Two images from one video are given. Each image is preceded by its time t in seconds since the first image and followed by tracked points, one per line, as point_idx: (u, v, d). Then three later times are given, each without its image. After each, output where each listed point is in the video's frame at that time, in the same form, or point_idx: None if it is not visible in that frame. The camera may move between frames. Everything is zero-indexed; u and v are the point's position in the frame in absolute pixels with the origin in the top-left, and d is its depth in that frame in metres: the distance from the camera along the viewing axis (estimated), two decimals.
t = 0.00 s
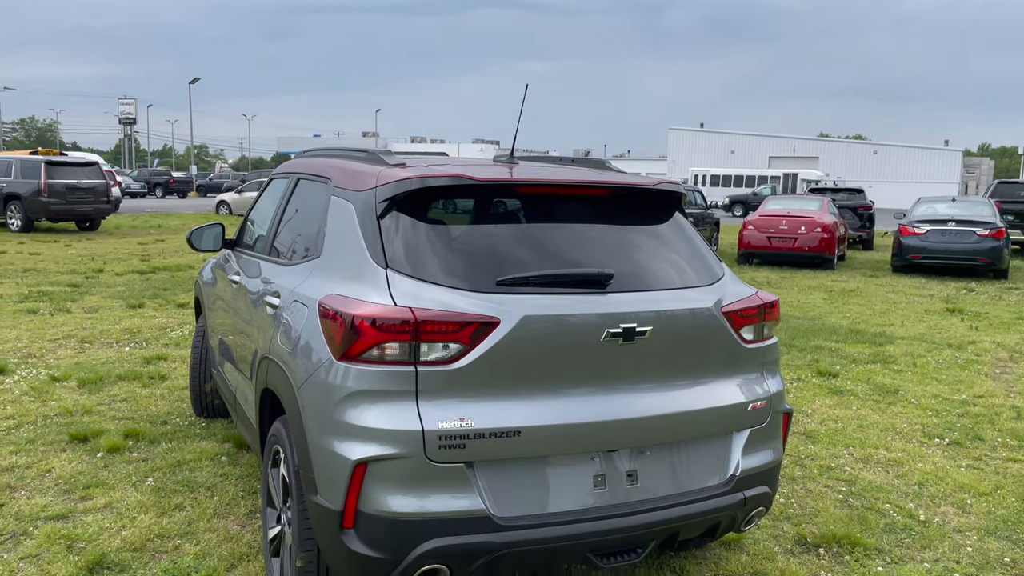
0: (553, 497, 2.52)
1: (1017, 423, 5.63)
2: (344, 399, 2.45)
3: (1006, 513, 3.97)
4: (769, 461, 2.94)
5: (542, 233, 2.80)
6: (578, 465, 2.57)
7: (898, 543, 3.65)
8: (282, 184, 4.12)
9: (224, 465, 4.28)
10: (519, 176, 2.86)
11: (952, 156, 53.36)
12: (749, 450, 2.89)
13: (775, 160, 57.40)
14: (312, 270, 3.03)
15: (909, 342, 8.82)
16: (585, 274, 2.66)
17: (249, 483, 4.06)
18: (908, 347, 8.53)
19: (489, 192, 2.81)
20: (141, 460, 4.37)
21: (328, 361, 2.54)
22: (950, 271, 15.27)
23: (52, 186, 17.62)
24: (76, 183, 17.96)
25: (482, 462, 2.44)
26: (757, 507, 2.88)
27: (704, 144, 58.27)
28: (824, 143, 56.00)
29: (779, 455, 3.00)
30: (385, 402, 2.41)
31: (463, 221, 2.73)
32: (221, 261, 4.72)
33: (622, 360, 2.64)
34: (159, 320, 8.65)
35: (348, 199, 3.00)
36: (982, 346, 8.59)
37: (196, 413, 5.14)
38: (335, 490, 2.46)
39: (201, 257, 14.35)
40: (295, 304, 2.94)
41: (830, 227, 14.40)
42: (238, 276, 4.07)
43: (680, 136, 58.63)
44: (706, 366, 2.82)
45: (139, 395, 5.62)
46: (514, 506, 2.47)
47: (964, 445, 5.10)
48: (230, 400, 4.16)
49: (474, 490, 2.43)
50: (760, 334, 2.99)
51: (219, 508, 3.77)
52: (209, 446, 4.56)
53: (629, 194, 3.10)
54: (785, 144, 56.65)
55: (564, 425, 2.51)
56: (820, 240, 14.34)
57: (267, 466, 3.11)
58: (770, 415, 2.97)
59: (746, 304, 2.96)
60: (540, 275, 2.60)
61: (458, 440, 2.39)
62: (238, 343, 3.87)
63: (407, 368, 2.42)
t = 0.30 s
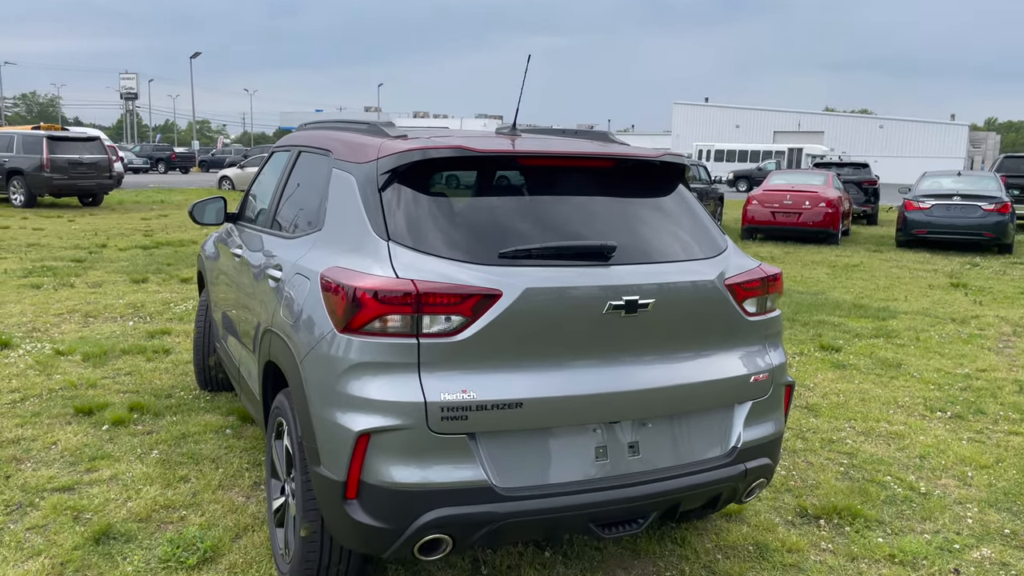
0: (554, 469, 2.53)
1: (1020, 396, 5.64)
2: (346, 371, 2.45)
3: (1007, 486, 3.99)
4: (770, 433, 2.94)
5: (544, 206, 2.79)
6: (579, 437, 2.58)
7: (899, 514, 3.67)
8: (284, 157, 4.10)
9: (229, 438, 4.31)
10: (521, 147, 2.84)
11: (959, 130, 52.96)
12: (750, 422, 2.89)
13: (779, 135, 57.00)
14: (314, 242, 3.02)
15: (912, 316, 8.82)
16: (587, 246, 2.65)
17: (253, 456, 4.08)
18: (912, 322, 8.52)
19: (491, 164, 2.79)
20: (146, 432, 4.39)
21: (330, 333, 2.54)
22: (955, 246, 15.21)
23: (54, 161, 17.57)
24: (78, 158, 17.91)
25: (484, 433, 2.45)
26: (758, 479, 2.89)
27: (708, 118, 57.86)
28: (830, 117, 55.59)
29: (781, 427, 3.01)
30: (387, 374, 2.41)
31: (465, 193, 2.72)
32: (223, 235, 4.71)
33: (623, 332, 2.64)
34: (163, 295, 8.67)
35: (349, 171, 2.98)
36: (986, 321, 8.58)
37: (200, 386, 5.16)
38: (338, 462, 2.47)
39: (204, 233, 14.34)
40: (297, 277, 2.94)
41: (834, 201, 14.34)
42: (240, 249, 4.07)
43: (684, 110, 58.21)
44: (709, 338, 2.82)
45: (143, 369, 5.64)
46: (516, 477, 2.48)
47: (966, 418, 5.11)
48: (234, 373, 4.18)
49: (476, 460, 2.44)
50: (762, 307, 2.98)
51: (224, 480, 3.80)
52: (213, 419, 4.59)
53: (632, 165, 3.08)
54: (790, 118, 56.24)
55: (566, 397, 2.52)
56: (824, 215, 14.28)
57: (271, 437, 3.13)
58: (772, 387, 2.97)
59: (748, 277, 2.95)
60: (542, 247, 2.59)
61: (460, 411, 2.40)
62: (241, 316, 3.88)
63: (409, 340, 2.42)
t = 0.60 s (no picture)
0: (554, 444, 2.52)
1: (1020, 370, 5.63)
2: (344, 346, 2.43)
3: (1007, 459, 3.99)
4: (770, 407, 2.93)
5: (544, 179, 2.75)
6: (578, 412, 2.56)
7: (899, 488, 3.67)
8: (280, 131, 4.05)
9: (228, 414, 4.31)
10: (520, 120, 2.79)
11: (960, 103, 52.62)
12: (751, 396, 2.88)
13: (780, 109, 56.63)
14: (311, 217, 2.99)
15: (913, 291, 8.79)
16: (587, 220, 2.62)
17: (252, 431, 4.08)
18: (912, 296, 8.50)
19: (489, 136, 2.75)
20: (145, 408, 4.39)
21: (327, 309, 2.52)
22: (956, 220, 15.16)
23: (50, 137, 17.43)
24: (74, 135, 17.77)
25: (483, 409, 2.43)
26: (758, 453, 2.88)
27: (709, 92, 57.44)
28: (831, 91, 55.20)
29: (781, 401, 3.00)
30: (386, 349, 2.39)
31: (463, 167, 2.68)
32: (220, 210, 4.68)
33: (624, 306, 2.62)
34: (161, 271, 8.63)
35: (346, 144, 2.94)
36: (986, 295, 8.56)
37: (199, 363, 5.15)
38: (337, 437, 2.46)
39: (202, 209, 14.26)
40: (294, 252, 2.91)
41: (835, 176, 14.26)
42: (237, 225, 4.03)
43: (684, 84, 57.77)
44: (710, 312, 2.80)
45: (142, 345, 5.63)
46: (516, 452, 2.47)
47: (966, 392, 5.11)
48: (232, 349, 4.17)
49: (475, 436, 2.43)
50: (764, 282, 2.95)
51: (223, 456, 3.79)
52: (212, 395, 4.59)
53: (633, 138, 3.04)
54: (791, 92, 55.85)
55: (566, 372, 2.50)
56: (824, 189, 14.21)
57: (269, 414, 3.12)
58: (773, 361, 2.95)
59: (750, 251, 2.92)
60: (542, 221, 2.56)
61: (459, 386, 2.38)
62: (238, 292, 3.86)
63: (408, 316, 2.39)
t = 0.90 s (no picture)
0: (553, 427, 2.50)
1: (1016, 350, 5.63)
2: (340, 329, 2.39)
3: (1005, 439, 3.99)
4: (771, 389, 2.91)
5: (542, 159, 2.71)
6: (578, 394, 2.54)
7: (897, 469, 3.66)
8: (273, 110, 3.98)
9: (223, 397, 4.27)
10: (517, 98, 2.74)
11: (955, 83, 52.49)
12: (751, 378, 2.86)
13: (774, 89, 56.40)
14: (305, 198, 2.94)
15: (908, 271, 8.79)
16: (586, 200, 2.58)
17: (248, 415, 4.05)
18: (907, 276, 8.49)
19: (487, 115, 2.69)
20: (139, 392, 4.35)
21: (323, 291, 2.47)
22: (951, 200, 15.15)
23: (40, 119, 17.24)
24: (64, 116, 17.57)
25: (482, 392, 2.41)
26: (758, 435, 2.86)
27: (703, 72, 57.15)
28: (826, 70, 54.98)
29: (781, 382, 2.98)
30: (383, 332, 2.35)
31: (460, 146, 2.63)
32: (212, 191, 4.61)
33: (624, 288, 2.58)
34: (153, 254, 8.56)
35: (340, 124, 2.89)
36: (981, 275, 8.56)
37: (193, 346, 5.11)
38: (334, 422, 2.43)
39: (194, 191, 14.14)
40: (289, 234, 2.86)
41: (830, 155, 14.22)
42: (230, 206, 3.98)
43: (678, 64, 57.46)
44: (711, 294, 2.77)
45: (135, 329, 5.58)
46: (515, 435, 2.45)
47: (963, 372, 5.11)
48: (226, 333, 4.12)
49: (475, 419, 2.40)
50: (764, 262, 2.92)
51: (219, 440, 3.76)
52: (206, 378, 4.55)
53: (632, 116, 2.99)
54: (786, 72, 55.62)
55: (565, 355, 2.47)
56: (819, 169, 14.17)
57: (265, 398, 3.08)
58: (773, 342, 2.93)
59: (751, 231, 2.88)
60: (541, 201, 2.51)
61: (458, 369, 2.35)
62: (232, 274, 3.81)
63: (405, 298, 2.35)
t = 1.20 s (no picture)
0: (547, 420, 2.47)
1: (1005, 337, 5.64)
2: (330, 323, 2.35)
3: (996, 427, 3.99)
4: (765, 380, 2.89)
5: (534, 148, 2.66)
6: (572, 387, 2.51)
7: (890, 458, 3.66)
8: (259, 98, 3.92)
9: (211, 390, 4.22)
10: (509, 87, 2.69)
11: (943, 70, 52.63)
12: (746, 369, 2.84)
13: (763, 76, 56.39)
14: (293, 188, 2.89)
15: (898, 258, 8.80)
16: (580, 191, 2.54)
17: (236, 408, 4.00)
18: (896, 264, 8.50)
19: (478, 104, 2.65)
20: (125, 385, 4.29)
21: (312, 284, 2.43)
22: (939, 187, 15.19)
23: (23, 108, 17.01)
24: (48, 105, 17.35)
25: (475, 386, 2.37)
26: (753, 427, 2.85)
27: (692, 59, 57.05)
28: (815, 58, 54.99)
29: (776, 373, 2.96)
30: (374, 326, 2.31)
31: (450, 136, 2.58)
32: (198, 181, 4.54)
33: (618, 279, 2.55)
34: (140, 244, 8.46)
35: (328, 112, 2.83)
36: (970, 262, 8.58)
37: (180, 338, 5.05)
38: (324, 417, 2.39)
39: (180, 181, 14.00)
40: (276, 226, 2.81)
41: (819, 143, 14.22)
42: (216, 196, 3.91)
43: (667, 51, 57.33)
44: (705, 284, 2.74)
45: (121, 320, 5.51)
46: (509, 429, 2.42)
47: (953, 360, 5.12)
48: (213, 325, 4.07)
49: (467, 413, 2.37)
50: (759, 252, 2.89)
51: (207, 434, 3.71)
52: (194, 371, 4.50)
53: (625, 105, 2.95)
54: (774, 59, 55.60)
55: (559, 347, 2.44)
56: (809, 156, 14.16)
57: (253, 391, 3.04)
58: (768, 333, 2.91)
59: (745, 221, 2.85)
60: (533, 192, 2.47)
61: (450, 363, 2.32)
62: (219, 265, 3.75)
63: (395, 291, 2.31)
